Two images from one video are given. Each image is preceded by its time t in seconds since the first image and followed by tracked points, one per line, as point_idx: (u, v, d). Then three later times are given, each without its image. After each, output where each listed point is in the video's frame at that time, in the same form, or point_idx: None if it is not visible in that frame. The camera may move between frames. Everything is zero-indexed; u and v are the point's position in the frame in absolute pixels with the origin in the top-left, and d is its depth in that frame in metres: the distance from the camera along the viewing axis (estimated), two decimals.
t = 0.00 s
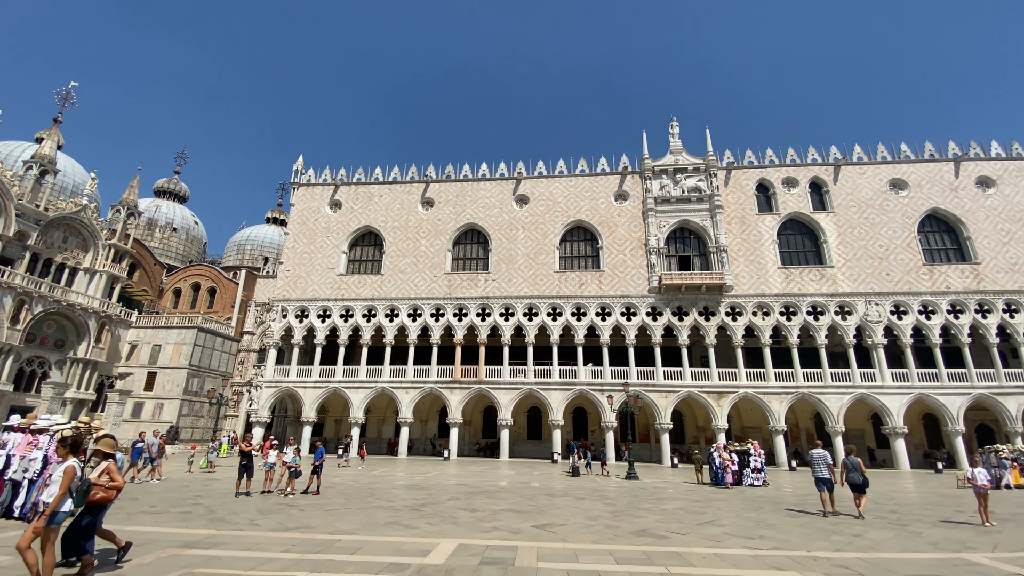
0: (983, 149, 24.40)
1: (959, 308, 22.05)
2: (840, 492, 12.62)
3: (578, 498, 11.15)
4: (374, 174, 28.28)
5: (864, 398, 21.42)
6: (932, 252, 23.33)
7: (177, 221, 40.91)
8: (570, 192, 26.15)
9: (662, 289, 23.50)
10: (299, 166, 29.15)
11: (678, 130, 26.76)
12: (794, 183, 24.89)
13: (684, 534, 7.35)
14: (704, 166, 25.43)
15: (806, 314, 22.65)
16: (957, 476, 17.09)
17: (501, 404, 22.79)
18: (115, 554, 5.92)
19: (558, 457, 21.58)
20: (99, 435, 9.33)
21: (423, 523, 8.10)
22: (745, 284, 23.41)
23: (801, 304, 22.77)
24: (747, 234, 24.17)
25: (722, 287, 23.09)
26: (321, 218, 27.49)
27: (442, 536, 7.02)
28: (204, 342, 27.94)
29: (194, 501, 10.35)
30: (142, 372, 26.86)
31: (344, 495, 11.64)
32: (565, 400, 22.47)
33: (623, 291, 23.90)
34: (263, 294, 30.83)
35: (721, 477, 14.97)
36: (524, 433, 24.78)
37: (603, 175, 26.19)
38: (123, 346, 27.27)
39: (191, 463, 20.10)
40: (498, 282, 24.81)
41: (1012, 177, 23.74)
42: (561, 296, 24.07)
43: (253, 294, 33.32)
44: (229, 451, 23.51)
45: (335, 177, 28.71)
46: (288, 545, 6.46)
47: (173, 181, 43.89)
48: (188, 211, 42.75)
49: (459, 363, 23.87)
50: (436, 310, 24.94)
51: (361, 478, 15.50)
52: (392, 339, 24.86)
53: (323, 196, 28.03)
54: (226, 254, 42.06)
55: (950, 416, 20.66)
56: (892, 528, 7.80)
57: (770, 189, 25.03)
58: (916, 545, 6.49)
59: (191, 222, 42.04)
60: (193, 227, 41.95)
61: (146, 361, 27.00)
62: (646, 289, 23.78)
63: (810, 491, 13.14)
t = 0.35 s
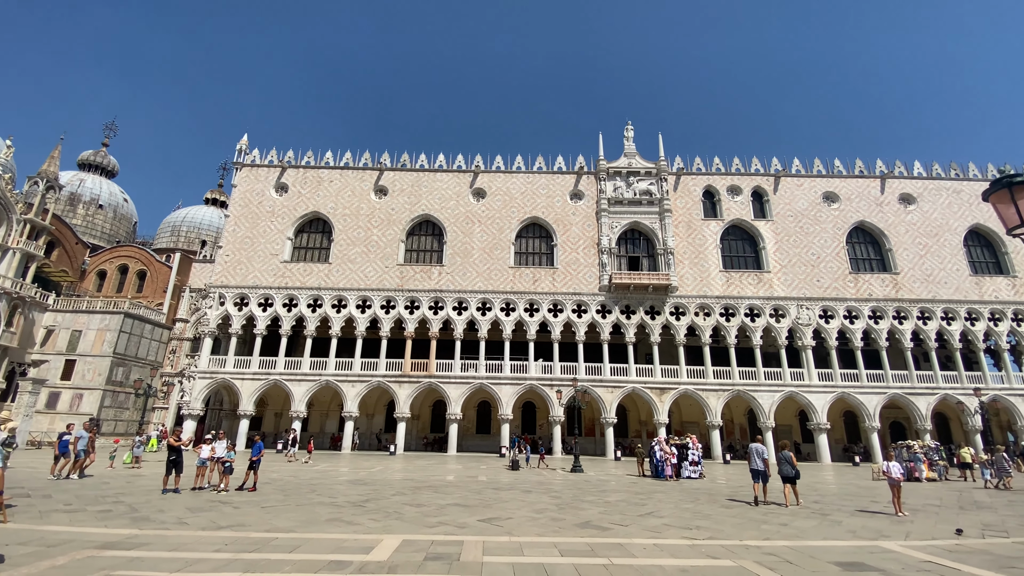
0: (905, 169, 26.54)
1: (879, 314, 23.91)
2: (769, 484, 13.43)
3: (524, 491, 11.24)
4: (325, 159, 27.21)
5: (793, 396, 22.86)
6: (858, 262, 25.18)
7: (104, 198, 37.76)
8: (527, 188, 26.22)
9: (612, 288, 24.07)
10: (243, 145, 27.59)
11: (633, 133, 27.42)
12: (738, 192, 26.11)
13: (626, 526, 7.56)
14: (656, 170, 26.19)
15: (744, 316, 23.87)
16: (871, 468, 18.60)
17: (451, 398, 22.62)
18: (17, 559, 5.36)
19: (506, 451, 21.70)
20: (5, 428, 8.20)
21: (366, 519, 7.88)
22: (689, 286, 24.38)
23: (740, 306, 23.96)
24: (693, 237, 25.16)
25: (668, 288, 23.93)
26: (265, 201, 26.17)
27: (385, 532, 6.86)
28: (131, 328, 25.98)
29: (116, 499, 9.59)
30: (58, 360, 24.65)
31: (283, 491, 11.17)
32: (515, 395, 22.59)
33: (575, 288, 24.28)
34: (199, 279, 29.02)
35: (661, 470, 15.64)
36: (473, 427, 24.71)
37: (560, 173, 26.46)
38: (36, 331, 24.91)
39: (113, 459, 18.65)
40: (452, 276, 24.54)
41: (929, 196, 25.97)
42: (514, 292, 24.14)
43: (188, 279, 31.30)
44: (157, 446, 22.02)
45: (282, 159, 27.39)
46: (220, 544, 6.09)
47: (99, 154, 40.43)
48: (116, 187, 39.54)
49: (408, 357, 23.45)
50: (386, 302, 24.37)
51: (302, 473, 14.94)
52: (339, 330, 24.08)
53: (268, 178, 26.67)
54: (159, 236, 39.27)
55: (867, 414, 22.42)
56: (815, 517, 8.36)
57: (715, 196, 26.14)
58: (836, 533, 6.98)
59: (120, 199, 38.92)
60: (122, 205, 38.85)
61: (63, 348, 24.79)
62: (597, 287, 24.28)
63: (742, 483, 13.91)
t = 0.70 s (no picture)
0: (835, 186, 28.54)
1: (807, 320, 25.63)
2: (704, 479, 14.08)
3: (469, 489, 11.20)
4: (270, 143, 25.89)
5: (728, 396, 24.09)
6: (790, 271, 26.87)
7: (17, 171, 34.27)
8: (482, 185, 26.10)
9: (563, 288, 24.42)
10: (180, 123, 25.82)
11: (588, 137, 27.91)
12: (684, 200, 27.16)
13: (568, 522, 7.67)
14: (609, 175, 26.78)
15: (685, 319, 24.90)
16: (795, 464, 19.89)
17: (397, 395, 22.18)
18: None
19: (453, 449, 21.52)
20: None
21: (303, 519, 7.57)
22: (636, 288, 25.13)
23: (681, 309, 24.96)
24: (641, 242, 25.95)
25: (617, 290, 24.56)
26: (203, 183, 24.61)
27: (323, 533, 6.60)
28: (44, 316, 23.70)
29: (21, 502, 8.71)
30: None
31: (214, 491, 10.54)
32: (463, 393, 22.46)
33: (528, 287, 24.44)
34: (126, 264, 26.88)
35: (605, 466, 15.95)
36: (419, 425, 24.34)
37: (516, 172, 26.54)
38: None
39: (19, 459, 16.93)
40: (403, 270, 24.05)
41: (855, 212, 28.08)
42: (466, 289, 23.98)
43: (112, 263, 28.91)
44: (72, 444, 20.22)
45: (224, 140, 25.84)
46: (140, 548, 5.66)
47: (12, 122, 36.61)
48: (31, 159, 35.95)
49: (353, 352, 22.77)
50: (333, 295, 23.56)
51: (236, 472, 14.18)
52: (280, 324, 23.02)
53: (207, 159, 25.09)
54: (80, 216, 36.08)
55: (793, 413, 24.00)
56: (746, 510, 8.83)
57: (664, 203, 27.08)
58: (764, 525, 7.39)
59: (36, 173, 35.43)
60: (37, 180, 35.38)
61: None
62: (549, 287, 24.56)
63: (679, 478, 14.51)
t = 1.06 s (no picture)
0: (768, 201, 30.39)
1: (739, 325, 27.15)
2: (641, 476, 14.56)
3: (409, 488, 11.00)
4: (208, 122, 24.29)
5: (665, 396, 25.09)
6: (726, 279, 28.35)
7: None
8: (435, 180, 25.73)
9: (513, 288, 24.53)
10: (105, 93, 23.68)
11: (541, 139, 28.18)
12: (632, 206, 27.99)
13: (509, 519, 7.70)
14: (561, 178, 27.15)
15: (628, 321, 25.68)
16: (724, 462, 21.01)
17: (337, 392, 21.45)
18: None
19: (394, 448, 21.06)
20: None
21: (230, 522, 7.15)
22: (583, 290, 25.65)
23: (624, 312, 25.74)
24: (589, 245, 26.51)
25: (564, 291, 24.96)
26: (129, 160, 22.72)
27: (251, 536, 6.26)
28: None
29: None
30: None
31: (131, 493, 9.76)
32: (407, 390, 22.05)
33: (477, 285, 24.33)
34: (34, 244, 24.35)
35: (547, 464, 16.17)
36: (359, 423, 23.69)
37: (469, 169, 26.35)
38: None
39: None
40: (348, 263, 23.27)
41: (785, 227, 30.02)
42: (414, 284, 23.55)
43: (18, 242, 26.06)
44: None
45: (154, 115, 23.97)
46: (40, 556, 5.14)
47: None
48: None
49: (291, 347, 21.78)
50: (271, 286, 22.44)
51: (156, 473, 13.20)
52: (211, 315, 21.65)
53: (135, 134, 23.18)
54: None
55: (724, 413, 25.35)
56: (678, 506, 9.21)
57: (612, 208, 27.80)
58: (694, 519, 7.74)
59: None
60: None
61: None
62: (498, 286, 24.58)
63: (618, 475, 14.94)
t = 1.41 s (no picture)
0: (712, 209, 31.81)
1: (681, 327, 28.29)
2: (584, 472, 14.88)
3: (350, 486, 10.68)
4: (141, 95, 22.54)
5: (610, 394, 25.76)
6: (670, 282, 29.46)
7: None
8: (388, 170, 25.13)
9: (465, 284, 24.38)
10: (21, 55, 21.45)
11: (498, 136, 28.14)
12: (584, 208, 28.50)
13: (452, 517, 7.64)
14: (516, 176, 27.23)
15: (577, 320, 26.15)
16: (663, 458, 21.84)
17: (276, 387, 20.54)
18: None
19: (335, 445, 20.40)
20: None
21: (153, 523, 6.67)
22: (535, 289, 25.86)
23: (574, 311, 26.18)
24: (542, 244, 26.75)
25: (516, 289, 25.07)
26: (48, 131, 20.71)
27: (176, 538, 5.86)
28: None
29: None
30: None
31: (39, 494, 8.91)
32: (351, 386, 21.44)
33: (428, 280, 23.99)
34: None
35: (493, 460, 16.33)
36: (300, 420, 22.81)
37: (424, 162, 25.92)
38: None
39: None
40: (292, 252, 22.32)
41: (726, 234, 31.55)
42: (362, 277, 22.91)
43: None
44: None
45: (79, 84, 21.97)
46: None
47: None
48: None
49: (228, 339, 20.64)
50: (206, 274, 21.17)
51: (70, 472, 12.14)
52: (138, 302, 20.15)
53: (55, 103, 21.14)
54: None
55: (664, 411, 26.35)
56: (618, 500, 9.48)
57: (565, 209, 28.19)
58: (633, 513, 7.99)
59: None
60: None
61: None
62: (450, 282, 24.35)
63: (562, 471, 15.19)
